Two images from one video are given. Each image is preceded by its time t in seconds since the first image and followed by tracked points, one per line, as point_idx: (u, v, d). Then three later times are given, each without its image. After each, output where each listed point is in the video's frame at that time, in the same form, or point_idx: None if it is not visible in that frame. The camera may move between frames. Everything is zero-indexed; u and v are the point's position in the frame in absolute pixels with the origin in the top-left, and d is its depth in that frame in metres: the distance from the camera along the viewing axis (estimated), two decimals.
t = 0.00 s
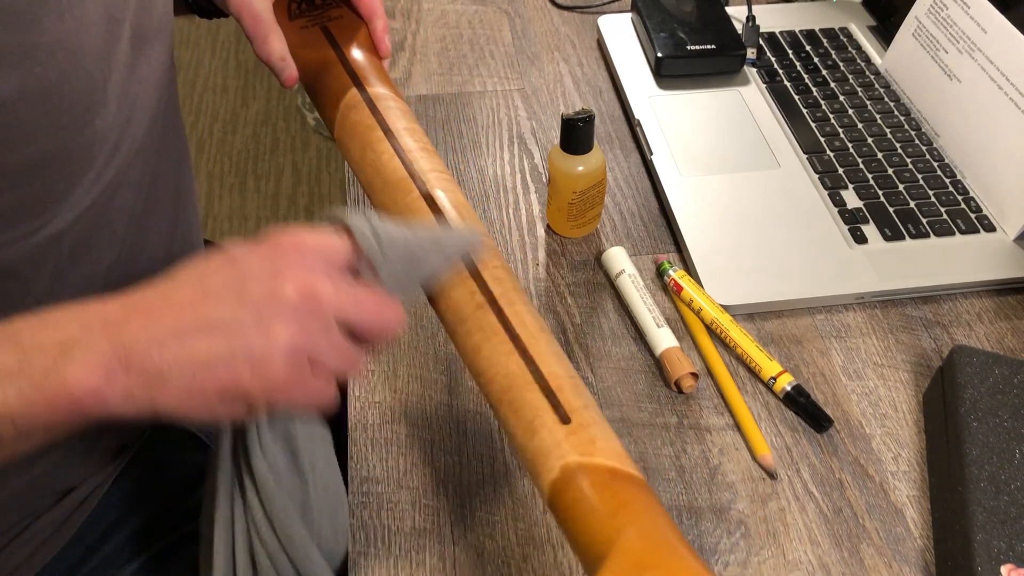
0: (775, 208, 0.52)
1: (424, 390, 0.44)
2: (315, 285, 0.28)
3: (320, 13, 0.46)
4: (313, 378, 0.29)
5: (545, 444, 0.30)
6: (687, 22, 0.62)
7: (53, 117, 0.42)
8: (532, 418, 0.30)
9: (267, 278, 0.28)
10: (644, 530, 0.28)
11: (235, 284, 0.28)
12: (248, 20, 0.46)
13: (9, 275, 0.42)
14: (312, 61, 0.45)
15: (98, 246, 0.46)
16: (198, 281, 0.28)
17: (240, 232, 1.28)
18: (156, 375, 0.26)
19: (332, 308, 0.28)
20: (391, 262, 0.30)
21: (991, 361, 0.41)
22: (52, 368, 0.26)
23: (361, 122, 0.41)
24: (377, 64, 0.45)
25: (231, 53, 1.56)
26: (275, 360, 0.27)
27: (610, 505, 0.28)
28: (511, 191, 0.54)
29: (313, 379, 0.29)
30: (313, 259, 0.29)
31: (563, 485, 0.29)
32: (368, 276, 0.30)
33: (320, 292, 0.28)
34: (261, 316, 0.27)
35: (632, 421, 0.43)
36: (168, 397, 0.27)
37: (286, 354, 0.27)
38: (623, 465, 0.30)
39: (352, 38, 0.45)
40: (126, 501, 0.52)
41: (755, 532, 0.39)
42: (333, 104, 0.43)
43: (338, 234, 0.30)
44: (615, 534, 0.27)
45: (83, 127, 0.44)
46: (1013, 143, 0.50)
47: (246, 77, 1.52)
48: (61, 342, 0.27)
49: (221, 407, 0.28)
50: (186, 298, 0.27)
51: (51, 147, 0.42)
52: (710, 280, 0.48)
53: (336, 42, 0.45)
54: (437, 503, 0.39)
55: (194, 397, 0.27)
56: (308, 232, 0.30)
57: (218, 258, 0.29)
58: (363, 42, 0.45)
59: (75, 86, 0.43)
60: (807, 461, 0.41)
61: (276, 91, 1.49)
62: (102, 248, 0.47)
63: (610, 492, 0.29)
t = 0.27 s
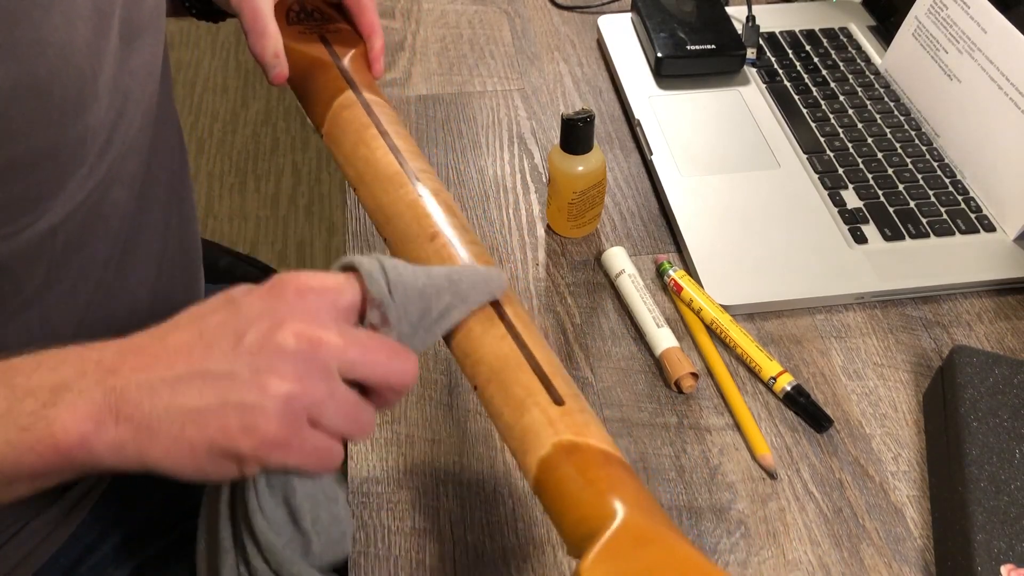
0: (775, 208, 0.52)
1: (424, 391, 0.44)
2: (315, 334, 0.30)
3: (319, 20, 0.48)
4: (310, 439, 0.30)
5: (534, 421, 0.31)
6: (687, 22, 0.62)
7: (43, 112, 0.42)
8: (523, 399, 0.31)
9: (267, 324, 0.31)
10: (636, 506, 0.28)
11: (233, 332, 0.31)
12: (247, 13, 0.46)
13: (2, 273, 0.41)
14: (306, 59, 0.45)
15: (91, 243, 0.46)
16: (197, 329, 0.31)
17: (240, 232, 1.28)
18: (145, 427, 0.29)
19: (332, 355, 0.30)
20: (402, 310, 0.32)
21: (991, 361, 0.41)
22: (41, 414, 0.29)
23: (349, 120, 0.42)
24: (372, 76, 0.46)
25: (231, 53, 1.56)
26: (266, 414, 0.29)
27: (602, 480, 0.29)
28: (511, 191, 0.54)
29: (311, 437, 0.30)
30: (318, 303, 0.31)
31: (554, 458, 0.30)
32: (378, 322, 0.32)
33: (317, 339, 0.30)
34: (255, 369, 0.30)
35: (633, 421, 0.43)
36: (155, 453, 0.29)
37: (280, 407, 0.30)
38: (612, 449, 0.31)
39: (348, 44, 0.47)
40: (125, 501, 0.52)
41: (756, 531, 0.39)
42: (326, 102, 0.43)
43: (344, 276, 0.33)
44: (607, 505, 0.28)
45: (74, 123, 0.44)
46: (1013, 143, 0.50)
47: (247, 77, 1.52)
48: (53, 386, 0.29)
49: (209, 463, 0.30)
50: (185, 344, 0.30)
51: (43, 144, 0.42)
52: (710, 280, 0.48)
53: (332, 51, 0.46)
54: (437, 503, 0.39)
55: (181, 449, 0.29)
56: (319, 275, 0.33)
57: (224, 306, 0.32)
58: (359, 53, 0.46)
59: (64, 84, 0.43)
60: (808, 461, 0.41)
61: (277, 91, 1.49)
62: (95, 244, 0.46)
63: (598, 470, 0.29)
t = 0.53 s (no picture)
0: (775, 208, 0.52)
1: (424, 390, 0.44)
2: (302, 316, 0.28)
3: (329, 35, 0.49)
4: (304, 415, 0.28)
5: (570, 415, 0.29)
6: (687, 22, 0.62)
7: (36, 110, 0.42)
8: (557, 392, 0.30)
9: (254, 309, 0.28)
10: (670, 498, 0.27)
11: (222, 320, 0.28)
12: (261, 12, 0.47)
13: None
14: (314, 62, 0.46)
15: (86, 240, 0.46)
16: (187, 318, 0.28)
17: (240, 232, 1.28)
18: (149, 418, 0.26)
19: (321, 335, 0.28)
20: (380, 281, 0.30)
21: (991, 360, 0.41)
22: (50, 409, 0.27)
23: (357, 127, 0.42)
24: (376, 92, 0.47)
25: (231, 53, 1.56)
26: (264, 395, 0.27)
27: (631, 472, 0.28)
28: (511, 191, 0.54)
29: (306, 415, 0.28)
30: (306, 290, 0.29)
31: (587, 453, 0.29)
32: (358, 299, 0.30)
33: (309, 322, 0.28)
34: (240, 354, 0.27)
35: (633, 421, 0.43)
36: (160, 442, 0.27)
37: (276, 384, 0.27)
38: (641, 445, 0.30)
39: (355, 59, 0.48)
40: (123, 501, 0.52)
41: (755, 531, 0.39)
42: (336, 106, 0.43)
43: (321, 259, 0.30)
44: (637, 495, 0.27)
45: (65, 121, 0.44)
46: (1013, 143, 0.50)
47: (247, 77, 1.52)
48: (57, 380, 0.27)
49: (214, 449, 0.28)
50: (177, 336, 0.27)
51: (36, 142, 0.42)
52: (710, 280, 0.48)
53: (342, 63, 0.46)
54: (437, 503, 0.39)
55: (184, 439, 0.27)
56: (295, 257, 0.30)
57: (207, 296, 0.29)
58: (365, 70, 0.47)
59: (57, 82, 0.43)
60: (807, 461, 0.41)
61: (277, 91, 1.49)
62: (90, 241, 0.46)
63: (630, 465, 0.28)
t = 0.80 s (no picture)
0: (775, 208, 0.52)
1: (424, 390, 0.44)
2: (292, 272, 0.31)
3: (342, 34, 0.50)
4: (307, 365, 0.32)
5: (583, 407, 0.29)
6: (687, 22, 0.62)
7: (29, 106, 0.42)
8: (568, 387, 0.29)
9: (246, 270, 0.32)
10: (680, 495, 0.26)
11: (216, 283, 0.32)
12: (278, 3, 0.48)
13: None
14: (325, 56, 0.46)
15: (81, 238, 0.46)
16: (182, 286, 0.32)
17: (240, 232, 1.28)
18: (155, 382, 0.30)
19: (310, 288, 0.31)
20: (359, 239, 0.33)
21: (991, 360, 0.41)
22: (53, 382, 0.30)
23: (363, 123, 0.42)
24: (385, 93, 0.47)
25: (231, 53, 1.56)
26: (264, 348, 0.31)
27: (641, 465, 0.27)
28: (511, 191, 0.54)
29: (306, 365, 0.32)
30: (284, 250, 0.32)
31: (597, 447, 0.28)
32: (340, 254, 0.33)
33: (296, 276, 0.31)
34: (239, 314, 0.31)
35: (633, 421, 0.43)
36: (168, 403, 0.31)
37: (274, 341, 0.31)
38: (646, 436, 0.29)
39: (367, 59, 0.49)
40: (122, 501, 0.52)
41: (755, 531, 0.39)
42: (345, 101, 0.43)
43: (303, 219, 0.33)
44: (647, 491, 0.26)
45: (57, 117, 0.44)
46: (1013, 144, 0.50)
47: (247, 77, 1.52)
48: (60, 356, 0.31)
49: (221, 403, 0.31)
50: (174, 303, 0.32)
51: (29, 139, 0.42)
52: (710, 280, 0.48)
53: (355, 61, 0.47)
54: (437, 503, 0.39)
55: (195, 400, 0.31)
56: (276, 222, 0.33)
57: (199, 263, 0.33)
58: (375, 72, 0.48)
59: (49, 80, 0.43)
60: (807, 461, 0.41)
61: (277, 91, 1.49)
62: (85, 239, 0.46)
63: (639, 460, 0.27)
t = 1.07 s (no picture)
0: (775, 208, 0.52)
1: (424, 390, 0.44)
2: (311, 316, 0.27)
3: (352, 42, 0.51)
4: (319, 410, 0.27)
5: (589, 427, 0.28)
6: (687, 22, 0.62)
7: (21, 104, 0.42)
8: (569, 411, 0.29)
9: (262, 310, 0.27)
10: (682, 520, 0.27)
11: (231, 323, 0.27)
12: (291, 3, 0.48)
13: None
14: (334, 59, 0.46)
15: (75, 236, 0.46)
16: (194, 318, 0.28)
17: (240, 232, 1.28)
18: (164, 421, 0.26)
19: (331, 335, 0.27)
20: (387, 282, 0.28)
21: (991, 360, 0.41)
22: (60, 418, 0.27)
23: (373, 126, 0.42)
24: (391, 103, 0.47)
25: (232, 53, 1.56)
26: (279, 395, 0.27)
27: (644, 489, 0.27)
28: (511, 191, 0.54)
29: (321, 411, 0.27)
30: (309, 287, 0.28)
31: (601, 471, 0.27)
32: (365, 300, 0.28)
33: (316, 321, 0.27)
34: (253, 354, 0.27)
35: (633, 421, 0.43)
36: (178, 442, 0.26)
37: (289, 385, 0.27)
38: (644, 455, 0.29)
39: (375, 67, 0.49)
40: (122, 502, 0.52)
41: (755, 531, 0.39)
42: (354, 105, 0.43)
43: (329, 260, 0.29)
44: (652, 518, 0.26)
45: (49, 115, 0.44)
46: (1013, 144, 0.50)
47: (247, 77, 1.52)
48: (70, 389, 0.27)
49: (231, 447, 0.27)
50: (184, 338, 0.27)
51: (22, 137, 0.42)
52: (710, 280, 0.48)
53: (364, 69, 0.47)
54: (437, 502, 0.39)
55: (204, 442, 0.27)
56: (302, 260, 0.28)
57: (214, 297, 0.28)
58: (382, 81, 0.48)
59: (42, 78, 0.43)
60: (807, 461, 0.41)
61: (277, 91, 1.49)
62: (79, 238, 0.46)
63: (640, 484, 0.27)
